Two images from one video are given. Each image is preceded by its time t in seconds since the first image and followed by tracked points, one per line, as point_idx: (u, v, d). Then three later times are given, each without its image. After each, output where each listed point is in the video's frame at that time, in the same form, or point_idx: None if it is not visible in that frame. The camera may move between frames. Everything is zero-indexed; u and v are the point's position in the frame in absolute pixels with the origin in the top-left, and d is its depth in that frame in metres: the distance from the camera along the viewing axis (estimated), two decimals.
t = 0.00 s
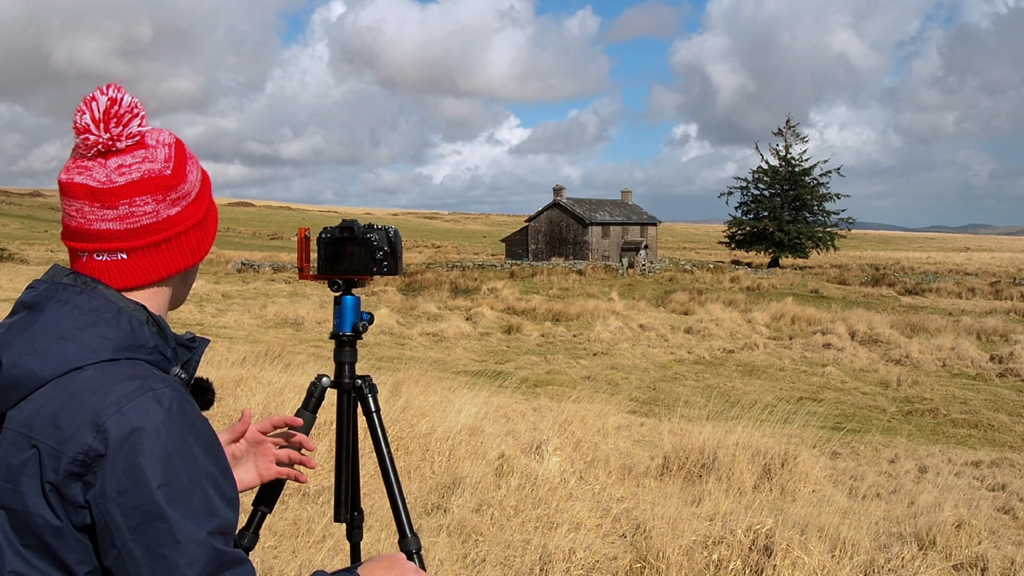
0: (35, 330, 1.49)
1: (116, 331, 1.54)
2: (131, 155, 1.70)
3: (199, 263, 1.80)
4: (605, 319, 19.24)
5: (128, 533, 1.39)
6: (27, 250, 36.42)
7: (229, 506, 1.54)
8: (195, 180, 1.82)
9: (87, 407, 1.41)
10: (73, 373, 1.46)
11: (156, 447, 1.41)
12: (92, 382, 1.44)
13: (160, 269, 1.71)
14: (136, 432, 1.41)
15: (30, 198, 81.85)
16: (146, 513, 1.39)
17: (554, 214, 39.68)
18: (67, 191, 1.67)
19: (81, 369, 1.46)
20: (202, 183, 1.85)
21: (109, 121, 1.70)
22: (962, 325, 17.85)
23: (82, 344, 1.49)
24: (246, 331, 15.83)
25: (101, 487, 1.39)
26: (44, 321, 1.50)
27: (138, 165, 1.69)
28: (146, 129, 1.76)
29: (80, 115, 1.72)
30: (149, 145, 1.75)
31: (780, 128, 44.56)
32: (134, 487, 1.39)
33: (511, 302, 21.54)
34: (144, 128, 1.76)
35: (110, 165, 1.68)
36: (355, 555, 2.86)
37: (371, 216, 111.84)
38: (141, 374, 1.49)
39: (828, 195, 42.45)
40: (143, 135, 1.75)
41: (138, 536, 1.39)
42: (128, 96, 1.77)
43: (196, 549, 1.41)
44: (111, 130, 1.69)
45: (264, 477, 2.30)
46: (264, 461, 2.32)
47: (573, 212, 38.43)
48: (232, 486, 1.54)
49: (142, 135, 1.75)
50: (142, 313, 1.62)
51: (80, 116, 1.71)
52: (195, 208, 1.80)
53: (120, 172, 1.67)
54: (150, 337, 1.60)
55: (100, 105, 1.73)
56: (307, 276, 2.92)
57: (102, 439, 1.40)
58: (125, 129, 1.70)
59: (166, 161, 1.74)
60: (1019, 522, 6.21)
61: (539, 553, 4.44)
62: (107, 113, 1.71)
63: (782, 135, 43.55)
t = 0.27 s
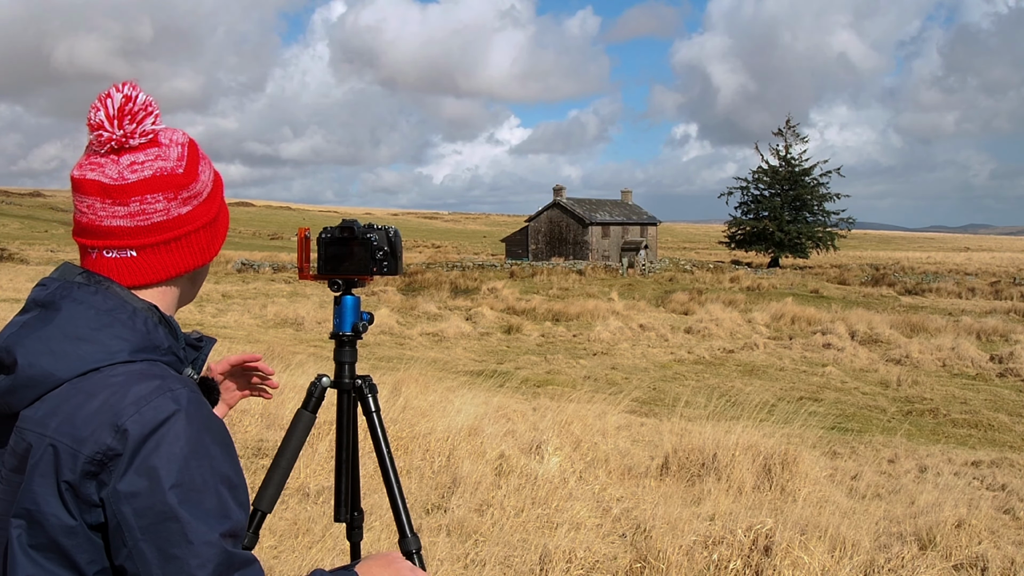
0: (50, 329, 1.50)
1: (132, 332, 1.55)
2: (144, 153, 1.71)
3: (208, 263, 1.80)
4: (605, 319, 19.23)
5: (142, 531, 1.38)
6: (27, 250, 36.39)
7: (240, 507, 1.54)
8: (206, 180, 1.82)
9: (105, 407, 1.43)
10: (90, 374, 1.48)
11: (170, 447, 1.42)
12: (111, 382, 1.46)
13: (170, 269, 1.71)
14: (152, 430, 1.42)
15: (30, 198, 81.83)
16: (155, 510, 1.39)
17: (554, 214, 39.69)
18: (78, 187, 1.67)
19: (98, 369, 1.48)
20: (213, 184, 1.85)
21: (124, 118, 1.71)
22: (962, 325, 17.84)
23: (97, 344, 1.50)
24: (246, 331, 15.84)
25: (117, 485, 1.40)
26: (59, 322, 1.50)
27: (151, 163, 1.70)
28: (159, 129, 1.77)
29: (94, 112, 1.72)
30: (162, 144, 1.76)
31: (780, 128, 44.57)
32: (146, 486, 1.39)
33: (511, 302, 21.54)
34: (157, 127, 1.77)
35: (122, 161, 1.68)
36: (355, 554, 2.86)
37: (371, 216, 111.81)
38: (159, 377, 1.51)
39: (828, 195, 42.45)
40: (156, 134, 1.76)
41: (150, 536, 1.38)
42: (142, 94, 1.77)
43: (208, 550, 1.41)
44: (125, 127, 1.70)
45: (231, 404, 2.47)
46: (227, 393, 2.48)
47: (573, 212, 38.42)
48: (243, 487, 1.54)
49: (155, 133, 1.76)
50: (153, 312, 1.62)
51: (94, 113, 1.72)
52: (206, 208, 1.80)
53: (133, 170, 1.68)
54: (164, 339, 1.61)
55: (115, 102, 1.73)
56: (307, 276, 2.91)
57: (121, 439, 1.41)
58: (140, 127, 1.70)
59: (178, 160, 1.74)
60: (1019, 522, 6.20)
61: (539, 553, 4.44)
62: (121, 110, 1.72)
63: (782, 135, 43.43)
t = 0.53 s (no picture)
0: (61, 329, 1.50)
1: (143, 334, 1.55)
2: (145, 153, 1.72)
3: (214, 267, 1.78)
4: (605, 319, 19.24)
5: (180, 526, 1.41)
6: (27, 250, 36.43)
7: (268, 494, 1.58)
8: (212, 184, 1.79)
9: (125, 410, 1.44)
10: (104, 377, 1.48)
11: (198, 445, 1.44)
12: (125, 384, 1.47)
13: (167, 271, 1.71)
14: (172, 431, 1.44)
15: (30, 198, 81.84)
16: (190, 504, 1.41)
17: (554, 214, 39.69)
18: (85, 185, 1.71)
19: (113, 371, 1.48)
20: (222, 188, 1.81)
21: (126, 117, 1.71)
22: (962, 325, 17.85)
23: (109, 346, 1.50)
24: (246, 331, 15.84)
25: (143, 488, 1.41)
26: (70, 322, 1.51)
27: (149, 163, 1.70)
28: (166, 130, 1.76)
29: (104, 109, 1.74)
30: (166, 145, 1.75)
31: (780, 128, 44.56)
32: (178, 483, 1.41)
33: (511, 302, 21.55)
34: (164, 128, 1.76)
35: (123, 161, 1.70)
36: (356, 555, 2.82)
37: (371, 216, 111.82)
38: (174, 375, 1.53)
39: (828, 195, 42.46)
40: (162, 134, 1.75)
41: (197, 527, 1.42)
42: (154, 93, 1.77)
43: (251, 533, 1.45)
44: (127, 127, 1.71)
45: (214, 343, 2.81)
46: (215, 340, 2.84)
47: (573, 212, 38.42)
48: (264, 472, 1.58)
49: (160, 134, 1.75)
50: (164, 314, 1.63)
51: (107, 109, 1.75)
52: (209, 212, 1.77)
53: (131, 169, 1.69)
54: (176, 339, 1.62)
55: (123, 100, 1.74)
56: (308, 276, 2.92)
57: (141, 441, 1.42)
58: (142, 127, 1.71)
59: (178, 162, 1.73)
60: (1019, 522, 6.20)
61: (539, 553, 4.44)
62: (125, 109, 1.73)
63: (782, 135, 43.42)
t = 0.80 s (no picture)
0: (81, 328, 1.53)
1: (162, 331, 1.59)
2: (165, 151, 1.72)
3: (230, 267, 1.78)
4: (605, 319, 19.23)
5: (243, 504, 1.48)
6: (27, 250, 36.44)
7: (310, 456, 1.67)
8: (231, 185, 1.78)
9: (151, 406, 1.48)
10: (126, 374, 1.51)
11: (231, 430, 1.49)
12: (150, 384, 1.50)
13: (183, 269, 1.71)
14: (204, 422, 1.48)
15: (30, 198, 81.84)
16: (237, 483, 1.48)
17: (554, 214, 39.70)
18: (106, 181, 1.73)
19: (135, 369, 1.51)
20: (241, 189, 1.80)
21: (151, 115, 1.73)
22: (962, 325, 17.84)
23: (131, 344, 1.53)
24: (246, 331, 15.84)
25: (187, 482, 1.47)
26: (91, 321, 1.54)
27: (169, 161, 1.70)
28: (189, 130, 1.77)
29: (130, 107, 1.76)
30: (188, 144, 1.75)
31: (780, 129, 44.54)
32: (222, 467, 1.46)
33: (511, 302, 21.54)
34: (187, 127, 1.77)
35: (144, 158, 1.71)
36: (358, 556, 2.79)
37: (371, 216, 111.82)
38: (195, 365, 1.57)
39: (828, 195, 42.46)
40: (184, 134, 1.76)
41: (257, 500, 1.49)
42: (179, 93, 1.79)
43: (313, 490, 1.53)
44: (150, 124, 1.72)
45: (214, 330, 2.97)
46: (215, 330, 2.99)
47: (573, 212, 38.42)
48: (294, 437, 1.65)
49: (183, 133, 1.76)
50: (180, 311, 1.67)
51: (133, 104, 1.76)
52: (228, 213, 1.76)
53: (151, 166, 1.69)
54: (193, 336, 1.66)
55: (148, 99, 1.76)
56: (308, 276, 2.92)
57: (178, 436, 1.47)
58: (165, 125, 1.71)
59: (199, 162, 1.72)
60: (1020, 522, 6.20)
61: (539, 553, 4.44)
62: (150, 107, 1.74)
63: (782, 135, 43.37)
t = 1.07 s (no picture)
0: (103, 327, 1.53)
1: (185, 330, 1.59)
2: (189, 151, 1.72)
3: (250, 268, 1.78)
4: (605, 319, 19.23)
5: (270, 497, 1.49)
6: (27, 250, 36.50)
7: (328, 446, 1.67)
8: (254, 186, 1.78)
9: (176, 405, 1.48)
10: (151, 373, 1.51)
11: (256, 426, 1.50)
12: (174, 383, 1.50)
13: (204, 269, 1.71)
14: (229, 420, 1.48)
15: (30, 198, 81.86)
16: (265, 477, 1.48)
17: (554, 214, 39.69)
18: (129, 180, 1.73)
19: (159, 368, 1.51)
20: (263, 191, 1.80)
21: (176, 115, 1.73)
22: (962, 325, 17.84)
23: (154, 344, 1.53)
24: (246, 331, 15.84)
25: (213, 479, 1.48)
26: (113, 320, 1.54)
27: (192, 161, 1.70)
28: (212, 130, 1.76)
29: (154, 107, 1.76)
30: (212, 144, 1.75)
31: (780, 128, 44.51)
32: (249, 462, 1.47)
33: (511, 302, 21.54)
34: (211, 128, 1.77)
35: (168, 158, 1.71)
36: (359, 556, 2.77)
37: (372, 216, 111.84)
38: (218, 364, 1.57)
39: (828, 195, 42.45)
40: (208, 134, 1.76)
41: (285, 493, 1.49)
42: (202, 94, 1.78)
43: (337, 480, 1.54)
44: (175, 124, 1.72)
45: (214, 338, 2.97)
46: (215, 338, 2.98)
47: (573, 212, 38.42)
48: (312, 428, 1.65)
49: (206, 133, 1.75)
50: (201, 310, 1.67)
51: (156, 106, 1.75)
52: (250, 213, 1.76)
53: (175, 166, 1.69)
54: (215, 335, 1.66)
55: (173, 99, 1.76)
56: (308, 276, 2.92)
57: (203, 435, 1.47)
58: (189, 126, 1.71)
59: (222, 162, 1.72)
60: (1020, 522, 6.20)
61: (539, 553, 4.44)
62: (175, 106, 1.74)
63: (782, 135, 43.34)
